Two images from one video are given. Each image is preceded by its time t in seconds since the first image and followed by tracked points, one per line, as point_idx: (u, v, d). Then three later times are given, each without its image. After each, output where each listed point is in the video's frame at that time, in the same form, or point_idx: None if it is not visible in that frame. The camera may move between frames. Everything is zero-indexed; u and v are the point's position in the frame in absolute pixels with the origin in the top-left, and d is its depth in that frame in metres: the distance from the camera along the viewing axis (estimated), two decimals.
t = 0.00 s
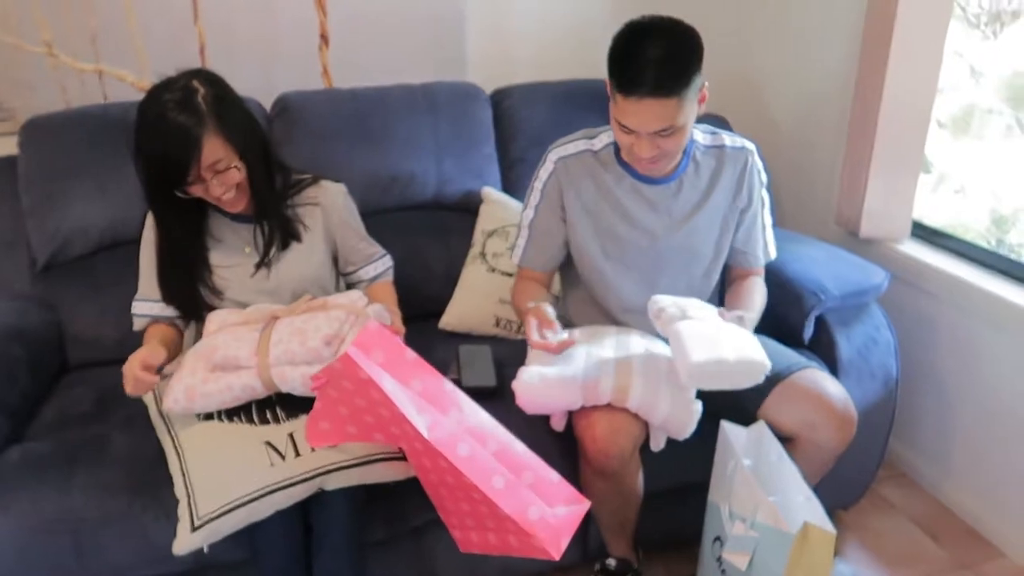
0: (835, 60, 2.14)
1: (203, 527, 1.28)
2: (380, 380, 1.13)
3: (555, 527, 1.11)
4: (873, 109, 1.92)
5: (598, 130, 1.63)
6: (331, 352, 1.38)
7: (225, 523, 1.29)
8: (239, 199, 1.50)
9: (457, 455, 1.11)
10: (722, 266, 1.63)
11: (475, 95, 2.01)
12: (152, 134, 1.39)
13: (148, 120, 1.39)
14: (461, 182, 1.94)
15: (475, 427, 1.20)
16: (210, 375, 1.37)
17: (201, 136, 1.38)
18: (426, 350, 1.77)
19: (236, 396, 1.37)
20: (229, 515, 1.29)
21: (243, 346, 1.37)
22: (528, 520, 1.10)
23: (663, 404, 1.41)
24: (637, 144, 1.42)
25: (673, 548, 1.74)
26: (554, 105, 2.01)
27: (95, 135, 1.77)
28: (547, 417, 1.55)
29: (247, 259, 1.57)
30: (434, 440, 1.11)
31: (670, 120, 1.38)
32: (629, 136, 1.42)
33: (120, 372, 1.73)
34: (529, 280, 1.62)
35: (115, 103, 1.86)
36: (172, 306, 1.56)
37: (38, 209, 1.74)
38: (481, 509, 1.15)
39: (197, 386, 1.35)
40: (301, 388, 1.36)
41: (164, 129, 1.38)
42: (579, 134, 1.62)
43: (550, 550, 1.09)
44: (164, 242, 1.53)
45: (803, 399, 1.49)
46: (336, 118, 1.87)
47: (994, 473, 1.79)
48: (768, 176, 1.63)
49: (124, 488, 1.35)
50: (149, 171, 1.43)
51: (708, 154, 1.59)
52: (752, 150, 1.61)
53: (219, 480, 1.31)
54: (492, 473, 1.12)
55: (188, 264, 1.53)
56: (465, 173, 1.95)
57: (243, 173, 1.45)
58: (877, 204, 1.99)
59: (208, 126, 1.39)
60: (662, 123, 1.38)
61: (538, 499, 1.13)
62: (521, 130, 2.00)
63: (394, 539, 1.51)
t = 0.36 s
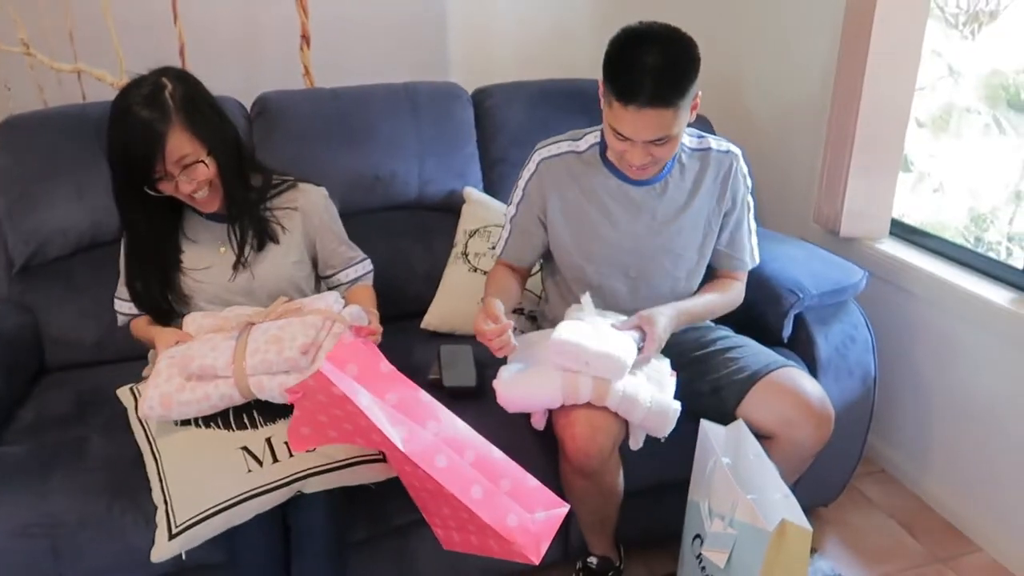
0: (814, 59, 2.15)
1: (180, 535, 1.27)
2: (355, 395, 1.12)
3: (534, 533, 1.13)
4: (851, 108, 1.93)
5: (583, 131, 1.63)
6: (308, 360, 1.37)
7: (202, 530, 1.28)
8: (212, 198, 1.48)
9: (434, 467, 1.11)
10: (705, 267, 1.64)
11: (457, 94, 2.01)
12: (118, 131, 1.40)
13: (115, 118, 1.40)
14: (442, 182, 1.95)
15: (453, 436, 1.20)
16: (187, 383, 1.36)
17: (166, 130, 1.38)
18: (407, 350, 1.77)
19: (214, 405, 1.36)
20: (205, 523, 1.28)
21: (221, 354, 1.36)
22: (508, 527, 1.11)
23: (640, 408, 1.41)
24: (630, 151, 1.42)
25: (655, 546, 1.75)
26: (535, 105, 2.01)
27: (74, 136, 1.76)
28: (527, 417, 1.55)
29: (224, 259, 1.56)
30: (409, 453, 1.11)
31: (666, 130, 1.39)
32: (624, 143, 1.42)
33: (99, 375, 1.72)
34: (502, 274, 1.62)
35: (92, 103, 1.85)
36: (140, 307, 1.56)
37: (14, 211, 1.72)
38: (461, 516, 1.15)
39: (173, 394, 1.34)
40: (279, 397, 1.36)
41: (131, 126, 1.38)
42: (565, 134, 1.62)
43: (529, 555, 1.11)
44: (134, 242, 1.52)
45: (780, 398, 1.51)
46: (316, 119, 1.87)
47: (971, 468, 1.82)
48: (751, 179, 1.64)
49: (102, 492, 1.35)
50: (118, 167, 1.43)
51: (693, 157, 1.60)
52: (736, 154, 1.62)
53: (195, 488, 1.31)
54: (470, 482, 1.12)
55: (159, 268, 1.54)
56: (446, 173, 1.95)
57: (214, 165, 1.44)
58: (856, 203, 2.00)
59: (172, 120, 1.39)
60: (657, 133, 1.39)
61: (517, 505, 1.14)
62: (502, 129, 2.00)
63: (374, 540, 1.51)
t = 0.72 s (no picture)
0: (806, 57, 2.16)
1: (170, 530, 1.26)
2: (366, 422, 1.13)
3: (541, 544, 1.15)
4: (843, 106, 1.94)
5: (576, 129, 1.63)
6: (314, 356, 1.36)
7: (193, 526, 1.27)
8: (204, 189, 1.46)
9: (444, 491, 1.12)
10: (698, 262, 1.64)
11: (449, 89, 2.00)
12: (111, 121, 1.38)
13: (107, 108, 1.38)
14: (434, 178, 1.94)
15: (463, 454, 1.20)
16: (178, 357, 1.34)
17: (161, 121, 1.37)
18: (399, 346, 1.76)
19: (207, 386, 1.35)
20: (194, 519, 1.27)
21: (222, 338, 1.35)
22: (515, 542, 1.13)
23: (634, 402, 1.41)
24: (648, 153, 1.42)
25: (646, 542, 1.75)
26: (527, 100, 2.01)
27: (63, 129, 1.74)
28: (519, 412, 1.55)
29: (219, 253, 1.55)
30: (422, 477, 1.13)
31: (684, 132, 1.39)
32: (642, 146, 1.41)
33: (87, 370, 1.70)
34: (498, 271, 1.61)
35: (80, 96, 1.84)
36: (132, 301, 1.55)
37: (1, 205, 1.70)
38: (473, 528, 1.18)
39: (163, 365, 1.32)
40: (275, 388, 1.35)
41: (125, 117, 1.36)
42: (557, 132, 1.62)
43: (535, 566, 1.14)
44: (125, 234, 1.51)
45: (772, 393, 1.51)
46: (307, 113, 1.85)
47: (960, 465, 1.82)
48: (743, 172, 1.64)
49: (90, 488, 1.33)
50: (109, 157, 1.41)
51: (687, 152, 1.59)
52: (729, 148, 1.62)
53: (185, 482, 1.30)
54: (478, 501, 1.14)
55: (151, 256, 1.52)
56: (439, 168, 1.94)
57: (208, 157, 1.43)
58: (848, 200, 2.01)
59: (167, 111, 1.38)
60: (678, 135, 1.39)
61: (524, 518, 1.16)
62: (495, 125, 1.99)
63: (365, 536, 1.50)
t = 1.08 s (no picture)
0: (802, 52, 2.16)
1: (163, 525, 1.26)
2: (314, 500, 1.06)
3: None
4: (839, 100, 1.94)
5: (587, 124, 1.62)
6: (280, 341, 1.37)
7: (185, 520, 1.27)
8: (203, 187, 1.44)
9: None
10: (700, 264, 1.64)
11: (445, 84, 1.99)
12: (111, 115, 1.36)
13: (109, 102, 1.36)
14: (430, 173, 1.93)
15: (411, 549, 1.10)
16: (150, 364, 1.33)
17: (166, 117, 1.35)
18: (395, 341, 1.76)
19: (181, 384, 1.34)
20: (186, 513, 1.27)
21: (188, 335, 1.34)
22: None
23: (630, 400, 1.41)
24: (670, 158, 1.41)
25: (642, 538, 1.75)
26: (523, 95, 2.00)
27: (56, 123, 1.73)
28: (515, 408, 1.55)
29: (214, 252, 1.55)
30: (355, 556, 1.09)
31: (707, 139, 1.39)
32: (665, 150, 1.40)
33: (81, 366, 1.69)
34: (497, 266, 1.61)
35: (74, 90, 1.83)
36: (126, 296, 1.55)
37: None
38: None
39: (137, 374, 1.32)
40: (249, 377, 1.36)
41: (128, 112, 1.34)
42: (568, 127, 1.61)
43: None
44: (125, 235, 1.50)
45: (769, 390, 1.51)
46: (303, 109, 1.85)
47: (954, 460, 1.83)
48: (748, 178, 1.64)
49: (84, 484, 1.33)
50: (110, 152, 1.39)
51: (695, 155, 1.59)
52: (737, 152, 1.62)
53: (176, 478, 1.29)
54: None
55: (145, 254, 1.51)
56: (434, 164, 1.94)
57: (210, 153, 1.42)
58: (843, 196, 2.01)
59: (171, 107, 1.36)
60: (701, 142, 1.38)
61: None
62: (490, 120, 1.99)
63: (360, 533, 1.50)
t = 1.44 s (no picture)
0: (796, 52, 2.16)
1: (155, 530, 1.26)
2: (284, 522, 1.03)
3: None
4: (834, 100, 1.94)
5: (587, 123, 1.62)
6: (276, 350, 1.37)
7: (178, 524, 1.27)
8: (198, 186, 1.42)
9: None
10: (697, 264, 1.65)
11: (440, 84, 1.99)
12: (111, 107, 1.35)
13: (109, 94, 1.36)
14: (426, 173, 1.94)
15: None
16: (145, 373, 1.33)
17: (166, 110, 1.35)
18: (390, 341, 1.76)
19: (175, 393, 1.34)
20: (180, 517, 1.27)
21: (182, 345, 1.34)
22: None
23: (626, 401, 1.41)
24: (641, 150, 1.41)
25: (637, 538, 1.75)
26: (519, 95, 2.00)
27: (49, 122, 1.73)
28: (509, 408, 1.55)
29: (210, 254, 1.55)
30: None
31: (681, 134, 1.38)
32: (637, 141, 1.40)
33: (74, 366, 1.69)
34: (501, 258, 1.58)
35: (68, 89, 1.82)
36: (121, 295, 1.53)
37: None
38: None
39: (131, 384, 1.32)
40: (244, 386, 1.36)
41: (128, 103, 1.34)
42: (568, 125, 1.61)
43: None
44: (118, 234, 1.49)
45: (764, 391, 1.51)
46: (298, 108, 1.85)
47: (948, 459, 1.84)
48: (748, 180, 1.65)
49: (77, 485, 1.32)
50: (108, 144, 1.39)
51: (695, 156, 1.59)
52: (737, 154, 1.62)
53: (171, 481, 1.29)
54: None
55: (142, 253, 1.50)
56: (429, 164, 1.94)
57: (208, 149, 1.41)
58: (838, 196, 2.01)
59: (172, 100, 1.36)
60: (672, 137, 1.38)
61: None
62: (485, 119, 1.99)
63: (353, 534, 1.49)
